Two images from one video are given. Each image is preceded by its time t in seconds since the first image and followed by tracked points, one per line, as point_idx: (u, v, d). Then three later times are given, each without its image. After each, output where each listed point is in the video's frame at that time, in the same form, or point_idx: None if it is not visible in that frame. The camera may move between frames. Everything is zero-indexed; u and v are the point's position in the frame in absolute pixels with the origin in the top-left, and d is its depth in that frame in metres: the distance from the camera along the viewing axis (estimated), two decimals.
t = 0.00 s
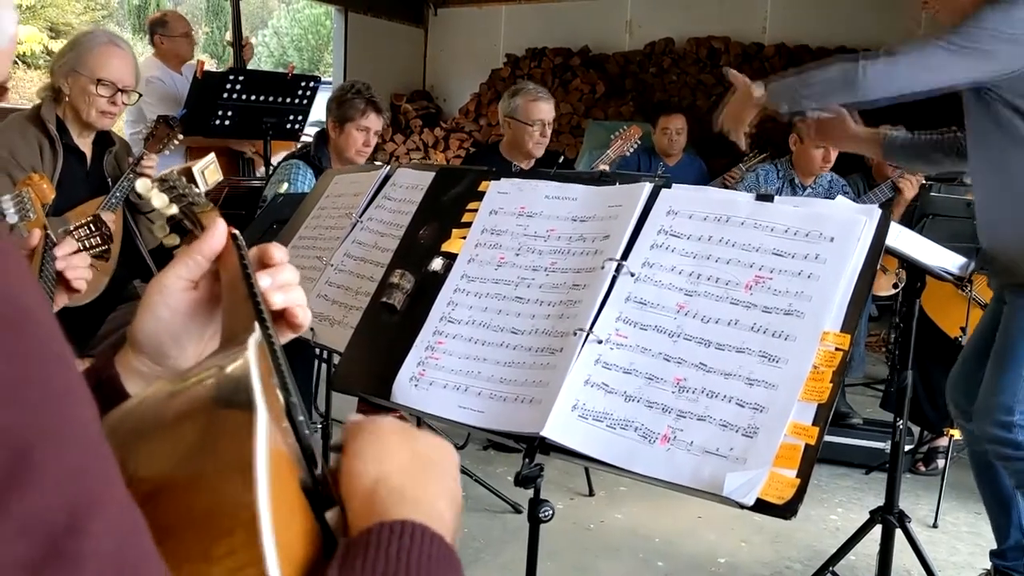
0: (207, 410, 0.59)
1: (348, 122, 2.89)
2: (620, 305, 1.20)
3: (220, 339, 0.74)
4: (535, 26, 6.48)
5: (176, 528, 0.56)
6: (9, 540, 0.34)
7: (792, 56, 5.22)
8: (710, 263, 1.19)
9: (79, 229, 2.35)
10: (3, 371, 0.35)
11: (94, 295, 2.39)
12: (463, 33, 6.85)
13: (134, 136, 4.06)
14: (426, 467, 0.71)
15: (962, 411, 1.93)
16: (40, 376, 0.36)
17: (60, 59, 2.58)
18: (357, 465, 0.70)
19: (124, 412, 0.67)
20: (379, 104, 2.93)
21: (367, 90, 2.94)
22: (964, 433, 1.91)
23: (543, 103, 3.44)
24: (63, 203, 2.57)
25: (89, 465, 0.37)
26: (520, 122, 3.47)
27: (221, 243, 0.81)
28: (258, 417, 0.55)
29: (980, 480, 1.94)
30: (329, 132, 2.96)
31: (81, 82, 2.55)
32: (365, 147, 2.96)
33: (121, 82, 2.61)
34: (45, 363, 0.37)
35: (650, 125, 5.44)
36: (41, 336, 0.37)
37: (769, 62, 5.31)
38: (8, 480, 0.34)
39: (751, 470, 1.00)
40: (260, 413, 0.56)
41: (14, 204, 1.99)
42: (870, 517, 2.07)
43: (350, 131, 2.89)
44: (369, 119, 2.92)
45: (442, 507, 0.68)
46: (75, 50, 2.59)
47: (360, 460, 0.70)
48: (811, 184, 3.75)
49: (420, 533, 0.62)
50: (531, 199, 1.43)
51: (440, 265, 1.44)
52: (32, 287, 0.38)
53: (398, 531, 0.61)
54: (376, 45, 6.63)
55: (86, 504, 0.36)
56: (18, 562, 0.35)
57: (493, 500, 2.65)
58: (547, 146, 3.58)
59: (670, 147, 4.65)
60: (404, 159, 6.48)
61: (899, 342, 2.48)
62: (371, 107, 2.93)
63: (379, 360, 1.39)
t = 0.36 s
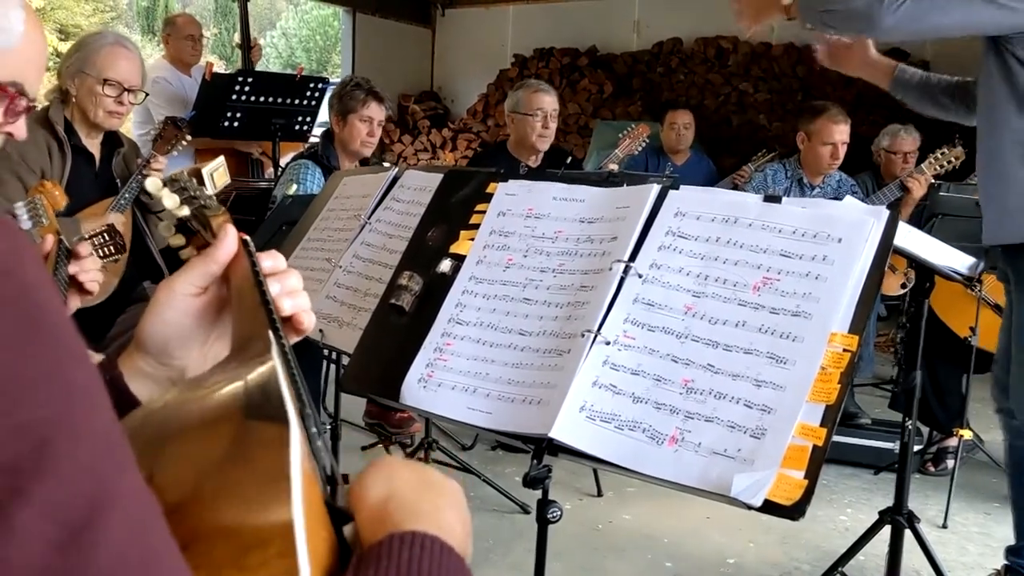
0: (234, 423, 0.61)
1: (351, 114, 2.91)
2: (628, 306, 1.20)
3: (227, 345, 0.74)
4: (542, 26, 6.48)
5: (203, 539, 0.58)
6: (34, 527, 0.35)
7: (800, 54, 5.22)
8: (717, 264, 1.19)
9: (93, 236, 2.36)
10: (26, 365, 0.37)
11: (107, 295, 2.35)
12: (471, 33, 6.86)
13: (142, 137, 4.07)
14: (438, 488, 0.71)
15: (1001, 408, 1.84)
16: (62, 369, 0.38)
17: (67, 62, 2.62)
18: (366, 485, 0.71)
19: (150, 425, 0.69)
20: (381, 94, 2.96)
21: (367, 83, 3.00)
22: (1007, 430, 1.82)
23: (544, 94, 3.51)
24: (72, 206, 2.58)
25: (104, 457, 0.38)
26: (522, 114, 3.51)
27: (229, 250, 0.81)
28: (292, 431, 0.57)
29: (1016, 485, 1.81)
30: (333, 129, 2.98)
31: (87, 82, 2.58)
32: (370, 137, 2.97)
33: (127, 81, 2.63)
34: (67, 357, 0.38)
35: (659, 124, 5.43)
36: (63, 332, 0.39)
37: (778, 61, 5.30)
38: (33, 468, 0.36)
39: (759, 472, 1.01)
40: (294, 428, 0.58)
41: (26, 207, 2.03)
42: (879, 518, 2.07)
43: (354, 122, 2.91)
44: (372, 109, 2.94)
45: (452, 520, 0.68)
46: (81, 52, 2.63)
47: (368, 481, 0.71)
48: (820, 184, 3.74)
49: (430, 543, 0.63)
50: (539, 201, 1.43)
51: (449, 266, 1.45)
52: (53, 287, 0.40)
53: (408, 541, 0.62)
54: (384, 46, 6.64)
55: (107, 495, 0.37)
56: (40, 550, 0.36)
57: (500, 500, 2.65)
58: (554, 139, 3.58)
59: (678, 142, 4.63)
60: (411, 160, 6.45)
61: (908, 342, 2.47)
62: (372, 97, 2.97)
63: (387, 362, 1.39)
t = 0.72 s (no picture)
0: (235, 417, 0.61)
1: (358, 112, 2.93)
2: (638, 310, 1.21)
3: (238, 342, 0.75)
4: (553, 28, 6.49)
5: (207, 525, 0.58)
6: (49, 522, 0.36)
7: (811, 55, 5.21)
8: (728, 267, 1.19)
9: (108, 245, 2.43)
10: (40, 364, 0.38)
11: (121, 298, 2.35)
12: (481, 36, 6.87)
13: (153, 141, 4.10)
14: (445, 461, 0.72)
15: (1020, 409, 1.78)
16: (75, 368, 0.39)
17: (73, 68, 2.64)
18: (373, 462, 0.71)
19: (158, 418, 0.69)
20: (386, 91, 2.98)
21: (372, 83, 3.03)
22: None
23: (551, 93, 3.52)
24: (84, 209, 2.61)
25: (118, 453, 0.39)
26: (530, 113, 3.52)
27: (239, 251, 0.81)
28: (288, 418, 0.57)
29: None
30: (340, 129, 3.00)
31: (96, 87, 2.61)
32: (378, 135, 2.98)
33: (135, 84, 2.65)
34: (79, 356, 0.39)
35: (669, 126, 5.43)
36: (75, 336, 0.40)
37: (788, 63, 5.30)
38: (48, 465, 0.36)
39: (770, 475, 1.01)
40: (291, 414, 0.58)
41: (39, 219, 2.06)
42: (891, 520, 2.06)
43: (361, 120, 2.92)
44: (378, 105, 2.96)
45: (459, 498, 0.69)
46: (88, 56, 2.65)
47: (374, 458, 0.71)
48: (830, 185, 3.73)
49: (436, 527, 0.63)
50: (549, 204, 1.44)
51: (460, 270, 1.46)
52: (65, 292, 0.41)
53: (414, 526, 0.63)
54: (395, 49, 6.65)
55: (121, 489, 0.38)
56: (57, 543, 0.36)
57: (511, 502, 2.66)
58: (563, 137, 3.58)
59: (686, 142, 4.63)
60: (421, 162, 6.59)
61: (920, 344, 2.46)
62: (377, 95, 2.99)
63: (398, 365, 1.40)
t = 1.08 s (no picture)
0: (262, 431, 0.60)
1: (362, 112, 2.94)
2: (644, 313, 1.21)
3: (251, 348, 0.75)
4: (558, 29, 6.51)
5: (229, 546, 0.60)
6: (65, 539, 0.36)
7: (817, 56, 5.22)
8: (733, 271, 1.20)
9: (116, 249, 2.46)
10: (53, 381, 0.38)
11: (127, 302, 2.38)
12: (487, 38, 6.89)
13: (161, 143, 4.12)
14: (461, 496, 0.72)
15: None
16: (89, 383, 0.39)
17: (78, 71, 2.65)
18: (393, 495, 0.72)
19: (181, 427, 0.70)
20: (387, 91, 2.99)
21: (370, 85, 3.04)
22: None
23: (558, 95, 3.51)
24: (92, 213, 2.63)
25: (132, 468, 0.39)
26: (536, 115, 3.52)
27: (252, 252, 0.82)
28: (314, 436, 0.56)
29: None
30: (344, 130, 3.01)
31: (101, 90, 2.61)
32: (383, 133, 2.98)
33: (140, 87, 2.67)
34: (91, 371, 0.40)
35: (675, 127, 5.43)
36: (87, 352, 0.40)
37: (795, 63, 5.30)
38: (63, 482, 0.37)
39: (776, 477, 1.01)
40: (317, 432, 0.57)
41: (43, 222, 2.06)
42: (899, 521, 2.05)
43: (364, 120, 2.93)
44: (379, 104, 2.97)
45: (478, 529, 0.69)
46: (93, 59, 2.66)
47: (395, 491, 0.73)
48: (837, 186, 3.72)
49: (455, 550, 0.63)
50: (555, 208, 1.44)
51: (466, 273, 1.46)
52: (78, 308, 0.42)
53: (433, 549, 0.63)
54: (401, 51, 6.68)
55: (135, 504, 0.39)
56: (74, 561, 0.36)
57: (518, 504, 2.66)
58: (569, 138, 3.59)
59: (690, 144, 4.61)
60: (428, 164, 6.57)
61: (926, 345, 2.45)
62: (379, 94, 3.01)
63: (405, 369, 1.41)
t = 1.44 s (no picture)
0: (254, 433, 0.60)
1: (360, 114, 2.94)
2: (647, 314, 1.21)
3: (252, 349, 0.76)
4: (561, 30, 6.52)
5: (224, 546, 0.59)
6: (70, 545, 0.37)
7: (821, 56, 5.22)
8: (736, 271, 1.20)
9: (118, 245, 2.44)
10: (59, 392, 0.39)
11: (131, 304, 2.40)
12: (491, 39, 6.90)
13: (166, 144, 4.13)
14: (460, 483, 0.72)
15: None
16: (92, 392, 0.40)
17: (85, 73, 2.66)
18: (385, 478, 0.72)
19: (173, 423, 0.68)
20: (384, 91, 3.00)
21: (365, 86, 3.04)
22: None
23: (564, 104, 3.47)
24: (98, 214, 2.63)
25: (135, 473, 0.40)
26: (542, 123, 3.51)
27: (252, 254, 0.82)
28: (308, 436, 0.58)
29: None
30: (344, 133, 3.01)
31: (108, 92, 2.62)
32: (382, 134, 2.99)
33: (147, 89, 2.68)
34: (97, 379, 0.40)
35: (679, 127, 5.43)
36: (90, 357, 0.40)
37: (799, 64, 5.30)
38: (67, 491, 0.38)
39: (778, 478, 1.01)
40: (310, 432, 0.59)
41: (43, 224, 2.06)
42: (903, 522, 2.05)
43: (363, 122, 2.93)
44: (377, 105, 2.97)
45: (473, 520, 0.69)
46: (100, 62, 2.67)
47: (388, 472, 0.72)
48: (841, 186, 3.72)
49: (449, 547, 0.63)
50: (558, 209, 1.44)
51: (468, 274, 1.47)
52: (81, 310, 0.42)
53: (424, 544, 0.63)
54: (404, 53, 6.68)
55: (137, 510, 0.40)
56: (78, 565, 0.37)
57: (522, 504, 2.67)
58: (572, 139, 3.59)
59: (695, 144, 4.60)
60: (432, 165, 6.63)
61: (932, 347, 2.45)
62: (375, 95, 3.00)
63: (408, 370, 1.41)
